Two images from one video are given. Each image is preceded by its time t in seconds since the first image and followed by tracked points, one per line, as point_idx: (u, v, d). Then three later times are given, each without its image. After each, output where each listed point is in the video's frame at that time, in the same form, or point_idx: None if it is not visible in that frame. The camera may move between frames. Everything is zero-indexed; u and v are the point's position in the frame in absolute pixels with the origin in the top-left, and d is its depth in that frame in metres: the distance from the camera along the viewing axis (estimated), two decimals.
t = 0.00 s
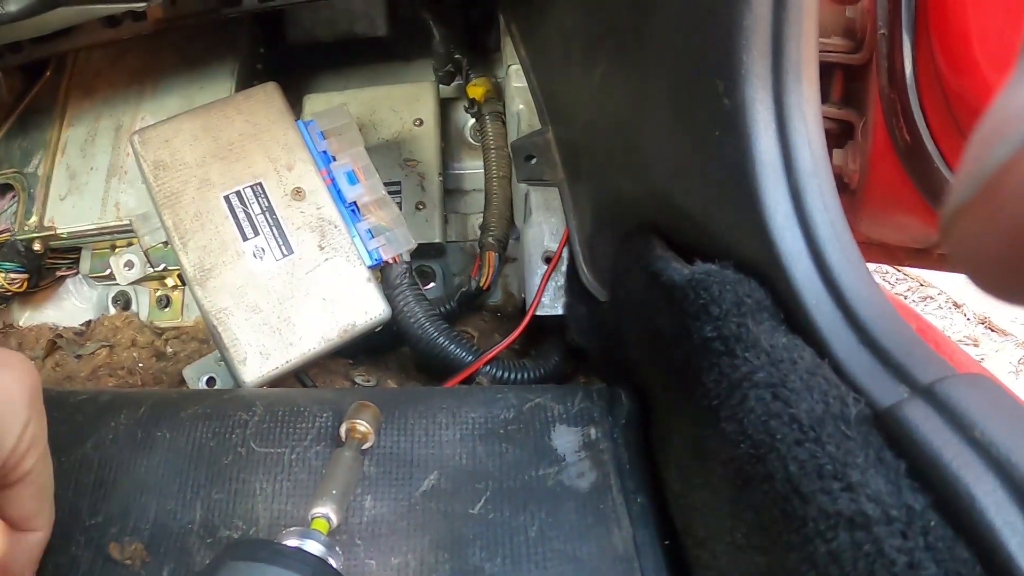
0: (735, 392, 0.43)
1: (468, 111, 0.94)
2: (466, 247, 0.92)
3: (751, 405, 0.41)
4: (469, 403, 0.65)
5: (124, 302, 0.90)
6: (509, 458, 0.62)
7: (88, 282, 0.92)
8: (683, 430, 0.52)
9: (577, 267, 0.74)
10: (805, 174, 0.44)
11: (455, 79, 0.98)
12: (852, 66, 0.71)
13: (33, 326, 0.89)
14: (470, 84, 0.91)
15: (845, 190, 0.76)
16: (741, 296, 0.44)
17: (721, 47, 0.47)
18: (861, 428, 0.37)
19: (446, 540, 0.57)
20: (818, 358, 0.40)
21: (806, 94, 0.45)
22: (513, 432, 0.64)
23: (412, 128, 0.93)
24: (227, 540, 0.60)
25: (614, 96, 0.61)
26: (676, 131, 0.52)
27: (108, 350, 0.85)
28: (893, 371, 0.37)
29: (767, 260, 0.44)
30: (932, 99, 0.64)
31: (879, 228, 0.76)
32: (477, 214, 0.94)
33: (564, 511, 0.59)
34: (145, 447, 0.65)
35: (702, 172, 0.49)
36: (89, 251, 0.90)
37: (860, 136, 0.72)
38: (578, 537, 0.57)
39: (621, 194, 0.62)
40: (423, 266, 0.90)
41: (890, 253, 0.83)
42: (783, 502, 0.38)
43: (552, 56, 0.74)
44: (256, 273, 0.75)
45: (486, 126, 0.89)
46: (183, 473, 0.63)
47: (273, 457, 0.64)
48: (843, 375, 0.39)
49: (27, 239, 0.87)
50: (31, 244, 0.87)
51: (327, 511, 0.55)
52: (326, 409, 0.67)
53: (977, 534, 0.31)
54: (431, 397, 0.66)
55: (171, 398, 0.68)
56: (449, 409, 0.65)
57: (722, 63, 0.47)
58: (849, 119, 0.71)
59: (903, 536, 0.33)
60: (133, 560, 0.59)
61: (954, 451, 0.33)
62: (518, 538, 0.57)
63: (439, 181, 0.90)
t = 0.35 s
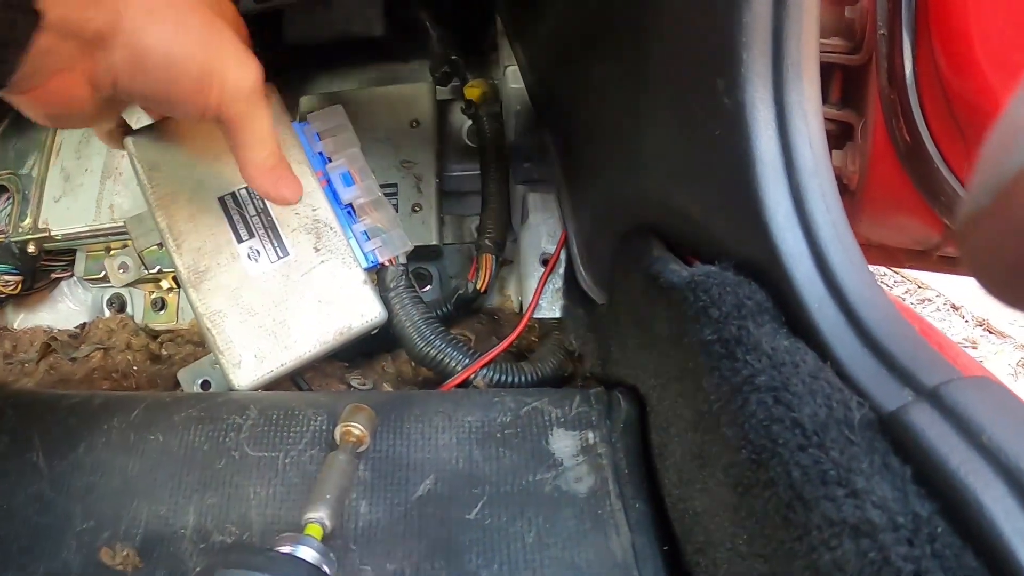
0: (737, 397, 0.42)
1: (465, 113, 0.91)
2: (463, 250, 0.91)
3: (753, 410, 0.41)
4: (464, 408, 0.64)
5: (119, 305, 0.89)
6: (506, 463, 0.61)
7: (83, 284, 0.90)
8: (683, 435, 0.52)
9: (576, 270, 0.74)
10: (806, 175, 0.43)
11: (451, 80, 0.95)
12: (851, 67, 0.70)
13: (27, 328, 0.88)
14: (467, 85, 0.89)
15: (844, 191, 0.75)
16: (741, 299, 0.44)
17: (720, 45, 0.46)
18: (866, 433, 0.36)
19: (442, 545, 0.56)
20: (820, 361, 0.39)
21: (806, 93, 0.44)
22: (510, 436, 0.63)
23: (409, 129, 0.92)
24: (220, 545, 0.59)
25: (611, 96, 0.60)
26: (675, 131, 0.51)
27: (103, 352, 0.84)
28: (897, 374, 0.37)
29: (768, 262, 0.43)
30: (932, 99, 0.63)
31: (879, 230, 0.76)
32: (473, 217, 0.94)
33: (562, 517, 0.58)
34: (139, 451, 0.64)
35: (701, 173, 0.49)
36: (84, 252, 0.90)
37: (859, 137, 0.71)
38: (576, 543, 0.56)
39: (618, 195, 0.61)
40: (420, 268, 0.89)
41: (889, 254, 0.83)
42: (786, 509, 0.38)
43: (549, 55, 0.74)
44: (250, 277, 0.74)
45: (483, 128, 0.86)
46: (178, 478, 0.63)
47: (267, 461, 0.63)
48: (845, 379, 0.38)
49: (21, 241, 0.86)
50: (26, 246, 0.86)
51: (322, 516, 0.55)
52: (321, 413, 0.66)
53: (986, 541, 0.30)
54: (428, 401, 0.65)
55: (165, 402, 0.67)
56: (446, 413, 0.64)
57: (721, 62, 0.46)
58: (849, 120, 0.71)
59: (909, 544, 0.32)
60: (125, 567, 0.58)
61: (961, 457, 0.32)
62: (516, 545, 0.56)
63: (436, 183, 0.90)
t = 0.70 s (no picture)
0: (724, 414, 0.42)
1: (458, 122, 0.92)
2: (456, 260, 0.92)
3: (739, 428, 0.41)
4: (457, 420, 0.65)
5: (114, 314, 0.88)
6: (498, 475, 0.61)
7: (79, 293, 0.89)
8: (674, 451, 0.52)
9: (566, 281, 0.74)
10: (795, 190, 0.43)
11: (444, 89, 0.95)
12: (843, 77, 0.69)
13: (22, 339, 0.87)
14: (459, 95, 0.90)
15: (835, 198, 0.75)
16: (729, 316, 0.44)
17: (709, 59, 0.46)
18: (851, 453, 0.36)
19: (434, 556, 0.56)
20: (807, 380, 0.39)
21: (796, 107, 0.45)
22: (502, 448, 0.63)
23: (402, 140, 0.93)
24: (213, 560, 0.59)
25: (603, 109, 0.60)
26: (665, 144, 0.51)
27: (97, 364, 0.85)
28: (883, 393, 0.37)
29: (756, 279, 0.43)
30: (926, 109, 0.64)
31: (871, 238, 0.76)
32: (465, 227, 0.95)
33: (553, 530, 0.58)
34: (131, 463, 0.64)
35: (690, 189, 0.49)
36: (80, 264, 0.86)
37: (851, 146, 0.70)
38: (566, 560, 0.56)
39: (609, 207, 0.61)
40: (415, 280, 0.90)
41: (881, 262, 0.83)
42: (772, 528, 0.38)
43: (541, 63, 0.73)
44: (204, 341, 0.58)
45: (474, 137, 0.87)
46: (170, 491, 0.62)
47: (259, 474, 0.63)
48: (832, 399, 0.38)
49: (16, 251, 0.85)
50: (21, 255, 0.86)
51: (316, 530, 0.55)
52: (313, 427, 0.67)
53: (968, 566, 0.30)
54: (421, 414, 0.65)
55: (159, 415, 0.67)
56: (439, 425, 0.64)
57: (710, 76, 0.46)
58: (840, 129, 0.70)
59: (892, 567, 0.32)
60: None
61: (944, 480, 0.32)
62: (507, 557, 0.56)
63: (428, 193, 0.91)
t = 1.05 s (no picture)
0: (724, 417, 0.41)
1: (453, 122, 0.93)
2: (452, 261, 0.90)
3: (740, 430, 0.40)
4: (453, 429, 0.64)
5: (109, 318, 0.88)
6: (495, 485, 0.61)
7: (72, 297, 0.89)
8: (673, 459, 0.51)
9: (562, 282, 0.73)
10: (795, 189, 0.43)
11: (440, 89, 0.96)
12: (841, 76, 0.67)
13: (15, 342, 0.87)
14: (457, 94, 0.91)
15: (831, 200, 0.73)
16: (729, 316, 0.43)
17: (708, 56, 0.45)
18: (854, 455, 0.35)
19: (431, 567, 0.55)
20: (809, 380, 0.39)
21: (796, 106, 0.44)
22: (499, 458, 0.63)
23: (398, 139, 0.92)
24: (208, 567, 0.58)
25: (600, 110, 0.60)
26: (664, 143, 0.51)
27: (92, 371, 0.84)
28: (887, 394, 0.36)
29: (755, 279, 0.42)
30: (924, 109, 0.63)
31: (870, 240, 0.75)
32: (461, 227, 0.93)
33: (551, 540, 0.57)
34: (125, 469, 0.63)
35: (689, 189, 0.48)
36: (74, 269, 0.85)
37: (850, 146, 0.68)
38: (564, 568, 0.55)
39: (606, 209, 0.61)
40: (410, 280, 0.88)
41: (880, 263, 0.82)
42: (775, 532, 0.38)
43: (538, 64, 0.73)
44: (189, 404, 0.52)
45: (471, 137, 0.88)
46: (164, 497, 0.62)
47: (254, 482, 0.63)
48: (834, 398, 0.38)
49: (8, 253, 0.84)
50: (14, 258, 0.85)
51: (312, 537, 0.53)
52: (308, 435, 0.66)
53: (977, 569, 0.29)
54: (417, 423, 0.65)
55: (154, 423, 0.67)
56: (435, 435, 0.64)
57: (710, 73, 0.45)
58: (839, 129, 0.67)
59: (898, 570, 0.31)
60: None
61: (950, 479, 0.31)
62: (505, 567, 0.55)
63: (424, 194, 0.89)
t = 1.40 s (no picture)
0: (724, 417, 0.41)
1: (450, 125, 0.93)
2: (448, 264, 0.90)
3: (740, 429, 0.40)
4: (450, 432, 0.64)
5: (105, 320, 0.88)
6: (492, 488, 0.61)
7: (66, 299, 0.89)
8: (671, 460, 0.51)
9: (560, 285, 0.73)
10: (793, 190, 0.43)
11: (436, 92, 0.97)
12: (837, 80, 0.66)
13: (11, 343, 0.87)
14: (452, 98, 0.91)
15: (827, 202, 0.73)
16: (728, 316, 0.43)
17: (706, 56, 0.45)
18: (854, 453, 0.35)
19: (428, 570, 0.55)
20: (808, 379, 0.39)
21: (793, 107, 0.44)
22: (496, 461, 0.62)
23: (395, 142, 0.92)
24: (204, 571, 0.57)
25: (597, 113, 0.60)
26: (662, 143, 0.51)
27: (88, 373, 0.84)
28: (886, 392, 0.36)
29: (754, 279, 0.42)
30: (920, 113, 0.63)
31: (866, 243, 0.76)
32: (457, 230, 0.93)
33: (549, 542, 0.57)
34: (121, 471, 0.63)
35: (686, 189, 0.48)
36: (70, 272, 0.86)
37: (846, 149, 0.68)
38: (563, 570, 0.55)
39: (603, 211, 0.61)
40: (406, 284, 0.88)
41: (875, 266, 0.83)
42: (776, 531, 0.37)
43: (535, 67, 0.73)
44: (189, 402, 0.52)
45: (468, 140, 0.88)
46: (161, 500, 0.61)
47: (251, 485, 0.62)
48: (833, 396, 0.38)
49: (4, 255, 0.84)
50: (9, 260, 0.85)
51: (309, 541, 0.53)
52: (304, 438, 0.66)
53: (979, 566, 0.29)
54: (414, 426, 0.65)
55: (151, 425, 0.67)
56: (432, 438, 0.64)
57: (707, 73, 0.45)
58: (835, 132, 0.66)
59: (900, 567, 0.31)
60: None
61: (951, 476, 0.31)
62: (502, 569, 0.55)
63: (421, 197, 0.89)
